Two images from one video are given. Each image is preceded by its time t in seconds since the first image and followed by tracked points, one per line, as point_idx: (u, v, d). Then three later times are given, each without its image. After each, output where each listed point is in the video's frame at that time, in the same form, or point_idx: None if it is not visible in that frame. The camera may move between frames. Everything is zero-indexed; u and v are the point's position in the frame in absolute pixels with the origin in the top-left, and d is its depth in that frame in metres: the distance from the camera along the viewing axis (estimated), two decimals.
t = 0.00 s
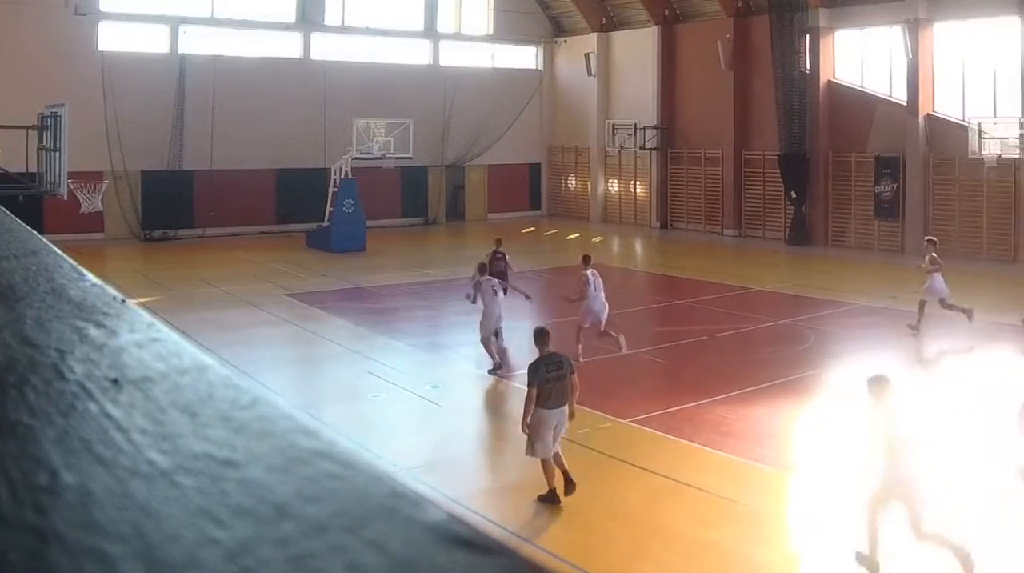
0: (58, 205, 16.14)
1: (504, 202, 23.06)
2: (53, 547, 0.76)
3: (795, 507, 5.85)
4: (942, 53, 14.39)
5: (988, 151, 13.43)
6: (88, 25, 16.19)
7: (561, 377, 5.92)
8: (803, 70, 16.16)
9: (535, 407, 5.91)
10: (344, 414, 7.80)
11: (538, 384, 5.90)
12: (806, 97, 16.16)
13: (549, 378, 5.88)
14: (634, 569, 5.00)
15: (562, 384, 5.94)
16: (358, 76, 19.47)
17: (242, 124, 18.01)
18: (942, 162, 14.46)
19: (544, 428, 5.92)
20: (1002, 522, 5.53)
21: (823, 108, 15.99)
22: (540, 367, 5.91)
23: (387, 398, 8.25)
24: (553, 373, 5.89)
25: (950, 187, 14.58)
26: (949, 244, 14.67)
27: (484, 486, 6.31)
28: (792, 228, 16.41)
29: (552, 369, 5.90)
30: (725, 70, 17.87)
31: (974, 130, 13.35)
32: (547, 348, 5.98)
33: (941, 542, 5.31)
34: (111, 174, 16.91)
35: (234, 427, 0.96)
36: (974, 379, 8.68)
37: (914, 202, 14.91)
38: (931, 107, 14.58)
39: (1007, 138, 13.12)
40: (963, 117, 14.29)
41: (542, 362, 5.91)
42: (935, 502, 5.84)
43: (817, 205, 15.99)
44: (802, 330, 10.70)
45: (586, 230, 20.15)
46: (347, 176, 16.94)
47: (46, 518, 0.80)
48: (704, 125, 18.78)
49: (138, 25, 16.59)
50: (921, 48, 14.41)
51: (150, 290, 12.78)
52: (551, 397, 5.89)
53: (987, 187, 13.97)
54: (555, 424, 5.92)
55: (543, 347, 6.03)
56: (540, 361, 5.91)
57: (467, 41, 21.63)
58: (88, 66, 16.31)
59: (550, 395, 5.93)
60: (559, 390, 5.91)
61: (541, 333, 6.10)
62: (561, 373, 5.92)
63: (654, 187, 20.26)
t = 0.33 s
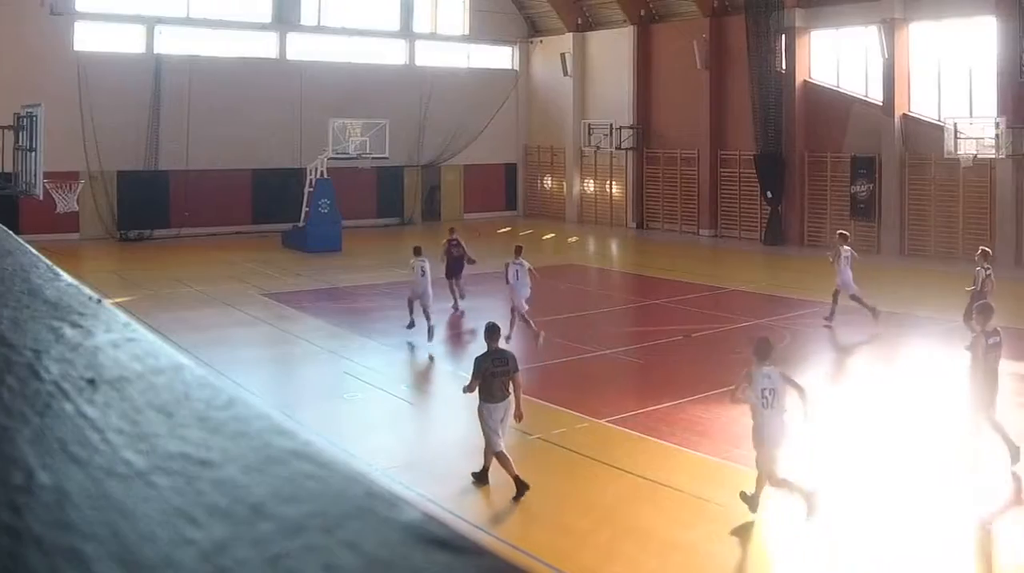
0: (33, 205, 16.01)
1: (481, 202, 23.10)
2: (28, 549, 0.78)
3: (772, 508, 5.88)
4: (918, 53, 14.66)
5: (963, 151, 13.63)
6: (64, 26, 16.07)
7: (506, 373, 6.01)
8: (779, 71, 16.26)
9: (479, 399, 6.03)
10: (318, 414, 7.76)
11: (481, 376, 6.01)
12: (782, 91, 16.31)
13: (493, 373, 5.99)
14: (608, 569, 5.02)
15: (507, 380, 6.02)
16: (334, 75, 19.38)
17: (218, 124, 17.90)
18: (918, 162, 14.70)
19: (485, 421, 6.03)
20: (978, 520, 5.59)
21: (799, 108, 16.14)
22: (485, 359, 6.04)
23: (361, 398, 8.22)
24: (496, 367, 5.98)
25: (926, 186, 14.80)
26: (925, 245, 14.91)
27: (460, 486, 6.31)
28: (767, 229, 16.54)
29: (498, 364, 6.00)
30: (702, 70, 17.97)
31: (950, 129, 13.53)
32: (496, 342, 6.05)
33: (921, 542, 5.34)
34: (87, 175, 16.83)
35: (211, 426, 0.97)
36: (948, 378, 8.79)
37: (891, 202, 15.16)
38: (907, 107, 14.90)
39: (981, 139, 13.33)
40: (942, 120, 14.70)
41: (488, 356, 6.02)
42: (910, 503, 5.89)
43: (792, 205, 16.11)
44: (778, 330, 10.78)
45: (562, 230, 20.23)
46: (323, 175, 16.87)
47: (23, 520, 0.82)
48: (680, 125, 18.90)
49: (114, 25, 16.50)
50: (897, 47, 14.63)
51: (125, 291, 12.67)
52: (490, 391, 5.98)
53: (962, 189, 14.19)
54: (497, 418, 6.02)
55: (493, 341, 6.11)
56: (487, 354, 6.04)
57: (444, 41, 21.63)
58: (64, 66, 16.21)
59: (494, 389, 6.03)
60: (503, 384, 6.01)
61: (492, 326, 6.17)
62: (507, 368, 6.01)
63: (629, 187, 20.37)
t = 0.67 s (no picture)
0: (5, 205, 15.83)
1: (455, 202, 23.00)
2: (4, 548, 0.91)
3: (746, 506, 5.91)
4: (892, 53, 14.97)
5: (937, 151, 14.07)
6: (38, 26, 15.88)
7: (456, 361, 6.20)
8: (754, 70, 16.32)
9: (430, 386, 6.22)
10: (292, 413, 7.75)
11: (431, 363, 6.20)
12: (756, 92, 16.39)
13: (443, 361, 6.17)
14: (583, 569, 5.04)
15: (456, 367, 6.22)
16: (308, 75, 19.27)
17: (192, 124, 17.76)
18: (892, 162, 15.03)
19: (434, 407, 6.26)
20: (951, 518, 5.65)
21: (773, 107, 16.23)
22: (435, 348, 6.22)
23: (335, 398, 8.21)
24: (447, 357, 6.17)
25: (899, 185, 15.14)
26: (900, 245, 15.21)
27: (435, 485, 6.31)
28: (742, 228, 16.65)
29: (447, 352, 6.19)
30: (676, 70, 18.04)
31: (925, 130, 14.03)
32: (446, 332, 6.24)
33: (897, 540, 5.36)
34: (61, 175, 16.67)
35: (184, 427, 1.17)
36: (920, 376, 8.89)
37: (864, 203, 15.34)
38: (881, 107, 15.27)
39: (955, 139, 13.70)
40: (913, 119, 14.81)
41: (438, 345, 6.21)
42: (885, 502, 5.94)
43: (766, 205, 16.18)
44: (752, 331, 10.86)
45: (536, 230, 20.22)
46: (297, 175, 16.78)
47: None
48: (654, 126, 18.95)
49: (86, 26, 16.34)
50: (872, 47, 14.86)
51: (98, 291, 12.56)
52: (442, 378, 6.20)
53: (936, 189, 14.50)
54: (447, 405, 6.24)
55: (444, 330, 6.30)
56: (437, 343, 6.20)
57: (417, 41, 21.51)
58: (37, 66, 16.03)
59: (444, 377, 6.23)
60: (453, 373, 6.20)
61: (444, 317, 6.35)
62: (456, 357, 6.20)
63: (604, 188, 20.40)
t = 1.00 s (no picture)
0: None
1: (429, 202, 22.94)
2: None
3: (720, 507, 5.93)
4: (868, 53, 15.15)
5: (911, 151, 14.29)
6: (10, 26, 15.74)
7: (403, 356, 6.32)
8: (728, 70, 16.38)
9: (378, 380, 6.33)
10: (266, 413, 7.71)
11: (379, 359, 6.30)
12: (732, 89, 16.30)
13: (391, 357, 6.29)
14: (557, 568, 5.05)
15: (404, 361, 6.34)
16: (282, 74, 19.14)
17: (165, 125, 17.64)
18: (867, 162, 15.23)
19: (382, 398, 6.40)
20: (922, 518, 5.71)
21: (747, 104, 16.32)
22: (382, 344, 6.32)
23: (310, 398, 8.18)
24: (394, 352, 6.28)
25: (874, 186, 15.37)
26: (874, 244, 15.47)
27: (410, 486, 6.30)
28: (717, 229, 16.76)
29: (394, 348, 6.31)
30: (650, 70, 18.09)
31: (899, 130, 14.26)
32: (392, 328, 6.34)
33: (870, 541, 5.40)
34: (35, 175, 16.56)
35: (158, 426, 1.20)
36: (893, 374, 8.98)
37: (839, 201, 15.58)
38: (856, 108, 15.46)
39: (930, 138, 13.90)
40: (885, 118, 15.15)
41: (384, 341, 6.31)
42: (857, 503, 6.00)
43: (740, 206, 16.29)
44: (726, 331, 10.93)
45: (509, 230, 20.23)
46: (271, 175, 16.67)
47: None
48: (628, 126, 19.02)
49: (59, 26, 16.21)
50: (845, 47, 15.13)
51: (71, 290, 12.44)
52: (391, 374, 6.30)
53: (911, 186, 14.76)
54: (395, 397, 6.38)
55: (390, 326, 6.39)
56: (383, 340, 6.31)
57: (391, 41, 21.43)
58: (10, 65, 15.90)
59: (393, 371, 6.35)
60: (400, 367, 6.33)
61: (388, 312, 6.43)
62: (403, 351, 6.32)
63: (578, 188, 20.44)
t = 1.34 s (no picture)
0: None
1: (403, 203, 22.93)
2: None
3: (694, 506, 5.97)
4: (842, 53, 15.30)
5: (886, 151, 14.51)
6: None
7: (358, 350, 6.51)
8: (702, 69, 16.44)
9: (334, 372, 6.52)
10: (240, 413, 7.67)
11: (334, 353, 6.51)
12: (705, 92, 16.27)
13: (345, 349, 6.48)
14: (532, 568, 5.07)
15: (359, 354, 6.55)
16: (256, 73, 18.99)
17: (140, 125, 17.52)
18: (841, 162, 15.41)
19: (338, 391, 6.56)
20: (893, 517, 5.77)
21: (720, 103, 16.45)
22: (338, 337, 6.53)
23: (284, 398, 8.15)
24: (348, 345, 6.48)
25: (848, 185, 15.57)
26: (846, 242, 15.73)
27: (384, 486, 6.30)
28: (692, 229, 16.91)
29: (350, 342, 6.51)
30: (623, 70, 18.16)
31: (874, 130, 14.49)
32: (349, 324, 6.57)
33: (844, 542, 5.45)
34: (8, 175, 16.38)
35: (132, 427, 1.21)
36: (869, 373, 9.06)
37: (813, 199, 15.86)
38: (830, 107, 15.57)
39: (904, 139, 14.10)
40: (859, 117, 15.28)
41: (340, 335, 6.52)
42: (828, 502, 6.07)
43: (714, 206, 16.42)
44: (701, 331, 10.99)
45: (483, 231, 20.27)
46: (245, 175, 16.56)
47: None
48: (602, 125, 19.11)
49: (33, 25, 16.05)
50: (820, 46, 15.26)
51: (45, 290, 12.31)
52: (345, 366, 6.47)
53: (885, 185, 14.98)
54: (349, 390, 6.54)
55: (347, 322, 6.61)
56: (340, 334, 6.51)
57: (365, 40, 21.37)
58: None
59: (348, 365, 6.54)
60: (355, 360, 6.51)
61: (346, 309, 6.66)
62: (358, 346, 6.52)
63: (552, 188, 20.52)
